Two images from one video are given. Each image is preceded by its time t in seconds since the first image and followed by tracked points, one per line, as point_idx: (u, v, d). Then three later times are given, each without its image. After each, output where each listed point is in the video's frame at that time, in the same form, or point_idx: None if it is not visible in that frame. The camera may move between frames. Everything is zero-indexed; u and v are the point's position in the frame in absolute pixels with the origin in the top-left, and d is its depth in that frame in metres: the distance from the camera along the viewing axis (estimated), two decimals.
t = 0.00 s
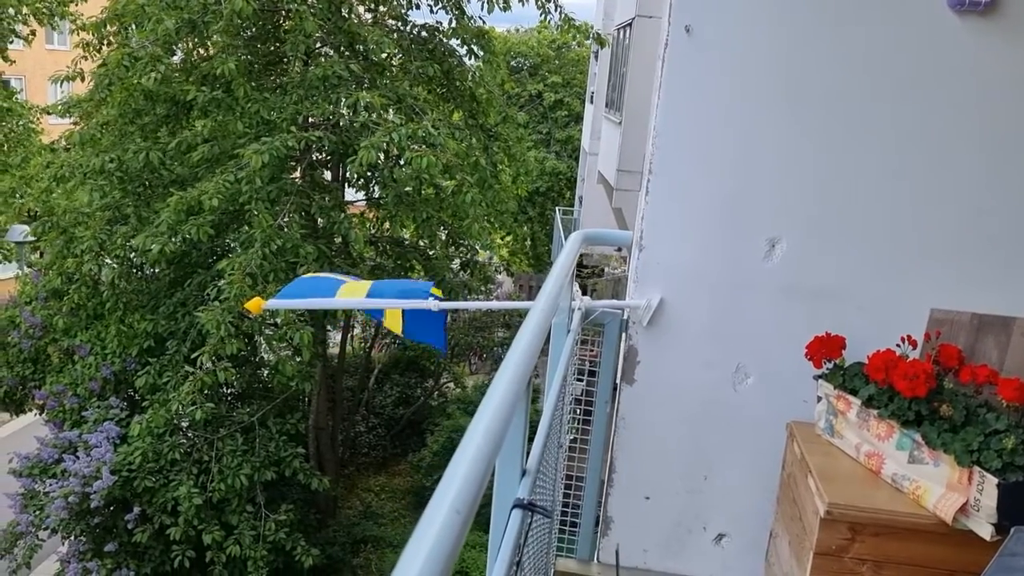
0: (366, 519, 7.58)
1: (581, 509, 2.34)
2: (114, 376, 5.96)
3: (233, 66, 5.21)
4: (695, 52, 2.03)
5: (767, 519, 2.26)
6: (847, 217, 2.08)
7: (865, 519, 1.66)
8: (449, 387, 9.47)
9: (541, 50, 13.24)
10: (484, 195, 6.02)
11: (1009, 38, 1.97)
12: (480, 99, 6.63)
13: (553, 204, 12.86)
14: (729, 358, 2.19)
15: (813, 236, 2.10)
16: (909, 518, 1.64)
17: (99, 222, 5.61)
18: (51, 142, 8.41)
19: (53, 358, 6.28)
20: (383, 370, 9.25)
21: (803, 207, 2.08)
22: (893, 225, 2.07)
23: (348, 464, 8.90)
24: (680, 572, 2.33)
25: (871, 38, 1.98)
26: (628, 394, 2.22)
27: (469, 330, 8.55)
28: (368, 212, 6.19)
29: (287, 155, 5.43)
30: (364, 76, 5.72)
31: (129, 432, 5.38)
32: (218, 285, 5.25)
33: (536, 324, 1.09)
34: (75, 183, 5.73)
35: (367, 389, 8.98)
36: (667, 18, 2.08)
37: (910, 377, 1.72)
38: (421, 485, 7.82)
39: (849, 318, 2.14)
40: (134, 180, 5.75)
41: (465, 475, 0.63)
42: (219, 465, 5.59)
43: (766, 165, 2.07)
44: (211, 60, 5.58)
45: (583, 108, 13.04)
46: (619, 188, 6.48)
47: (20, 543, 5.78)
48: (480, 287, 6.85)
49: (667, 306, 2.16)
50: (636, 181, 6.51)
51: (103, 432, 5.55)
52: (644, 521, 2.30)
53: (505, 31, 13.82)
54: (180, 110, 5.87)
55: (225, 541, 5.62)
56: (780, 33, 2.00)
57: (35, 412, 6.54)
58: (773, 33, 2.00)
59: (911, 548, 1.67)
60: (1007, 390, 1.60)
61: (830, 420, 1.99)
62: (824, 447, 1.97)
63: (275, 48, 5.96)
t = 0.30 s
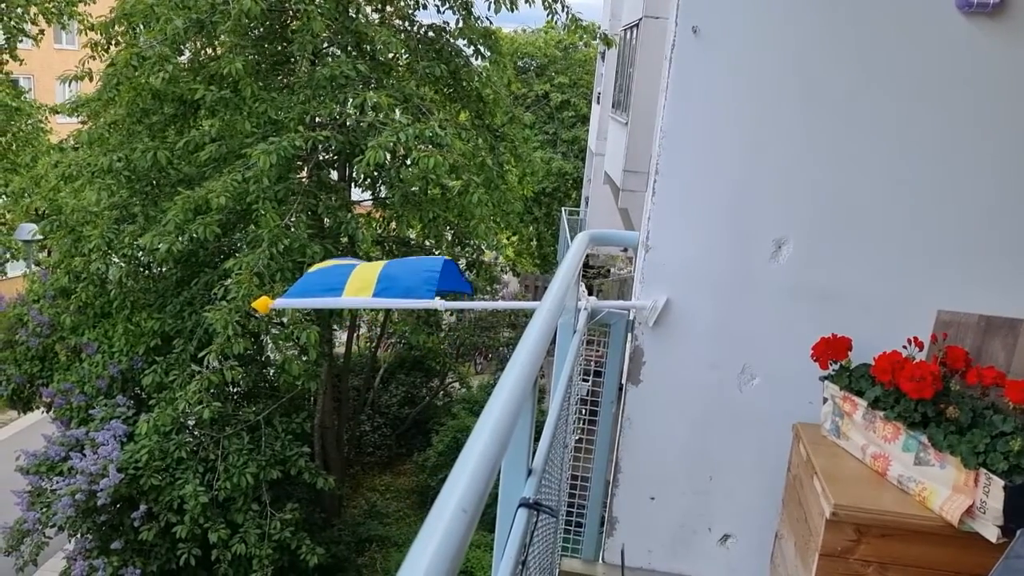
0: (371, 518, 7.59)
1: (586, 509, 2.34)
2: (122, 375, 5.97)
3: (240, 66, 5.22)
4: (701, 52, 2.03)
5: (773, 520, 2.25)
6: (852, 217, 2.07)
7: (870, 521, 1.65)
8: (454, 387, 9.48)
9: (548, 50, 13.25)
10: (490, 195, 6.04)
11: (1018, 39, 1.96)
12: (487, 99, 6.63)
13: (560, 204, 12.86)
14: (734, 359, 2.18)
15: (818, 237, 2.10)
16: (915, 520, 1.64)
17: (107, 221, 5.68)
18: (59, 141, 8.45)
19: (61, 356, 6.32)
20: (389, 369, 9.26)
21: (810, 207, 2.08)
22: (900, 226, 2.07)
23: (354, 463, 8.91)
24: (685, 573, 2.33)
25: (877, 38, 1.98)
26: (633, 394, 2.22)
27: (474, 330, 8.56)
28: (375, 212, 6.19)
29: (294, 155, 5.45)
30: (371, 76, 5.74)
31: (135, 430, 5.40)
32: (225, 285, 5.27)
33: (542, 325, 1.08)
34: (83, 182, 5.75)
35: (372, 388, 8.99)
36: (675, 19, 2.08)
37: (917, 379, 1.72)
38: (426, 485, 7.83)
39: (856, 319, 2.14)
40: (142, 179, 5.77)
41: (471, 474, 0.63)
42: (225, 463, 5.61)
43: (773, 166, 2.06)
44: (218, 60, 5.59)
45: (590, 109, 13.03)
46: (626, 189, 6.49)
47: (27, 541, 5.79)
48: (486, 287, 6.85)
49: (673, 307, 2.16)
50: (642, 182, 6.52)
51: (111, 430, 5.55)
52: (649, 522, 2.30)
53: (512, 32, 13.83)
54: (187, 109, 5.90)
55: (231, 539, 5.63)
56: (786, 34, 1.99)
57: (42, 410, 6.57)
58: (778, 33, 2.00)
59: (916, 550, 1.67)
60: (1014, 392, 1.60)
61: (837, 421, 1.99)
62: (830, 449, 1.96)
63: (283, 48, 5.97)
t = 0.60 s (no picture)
0: (377, 519, 7.60)
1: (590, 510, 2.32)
2: (129, 375, 6.01)
3: (246, 68, 5.24)
4: (705, 52, 2.02)
5: (778, 522, 2.24)
6: (857, 217, 2.06)
7: (876, 523, 1.64)
8: (461, 388, 9.47)
9: (554, 51, 13.24)
10: (496, 196, 6.04)
11: None
12: (493, 100, 6.63)
13: (566, 205, 12.85)
14: (739, 360, 2.18)
15: (822, 237, 2.09)
16: (920, 522, 1.63)
17: (115, 222, 5.69)
18: (67, 142, 8.49)
19: (69, 356, 6.37)
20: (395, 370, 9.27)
21: (814, 208, 2.07)
22: (905, 226, 2.06)
23: (360, 464, 8.93)
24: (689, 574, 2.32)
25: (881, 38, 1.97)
26: (638, 395, 2.22)
27: (480, 331, 8.56)
28: (381, 213, 6.19)
29: (301, 156, 5.46)
30: (377, 78, 5.75)
31: (142, 430, 5.42)
32: (232, 286, 5.29)
33: (545, 326, 1.08)
34: (91, 183, 5.78)
35: (379, 389, 9.00)
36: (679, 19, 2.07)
37: (922, 380, 1.70)
38: (432, 486, 7.84)
39: (860, 321, 2.13)
40: (149, 180, 5.80)
41: (472, 474, 0.63)
42: (232, 464, 5.64)
43: (777, 166, 2.06)
44: (226, 61, 5.61)
45: (596, 110, 13.01)
46: (632, 190, 6.48)
47: (35, 540, 5.82)
48: (493, 288, 6.85)
49: (678, 307, 2.16)
50: (648, 183, 6.48)
51: (119, 430, 5.59)
52: (654, 523, 2.30)
53: (518, 33, 13.83)
54: (195, 110, 5.92)
55: (237, 539, 5.65)
56: (791, 34, 1.99)
57: (50, 410, 6.59)
58: (782, 33, 1.99)
59: (921, 552, 1.66)
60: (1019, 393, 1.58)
61: (842, 423, 1.97)
62: (835, 450, 1.95)
63: (290, 49, 5.97)
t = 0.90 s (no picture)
0: (385, 519, 7.61)
1: (598, 510, 2.34)
2: (139, 375, 6.04)
3: (256, 69, 5.27)
4: (714, 52, 2.02)
5: (785, 523, 2.23)
6: (864, 218, 2.05)
7: (884, 524, 1.63)
8: (469, 388, 9.47)
9: (562, 52, 13.23)
10: (505, 197, 6.05)
11: None
12: (501, 101, 6.62)
13: (574, 206, 12.83)
14: (746, 361, 2.17)
15: (830, 238, 2.08)
16: (928, 524, 1.62)
17: (125, 223, 5.72)
18: (77, 144, 8.55)
19: (79, 356, 6.41)
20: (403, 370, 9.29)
21: (822, 209, 2.06)
22: (913, 227, 2.05)
23: (368, 464, 8.96)
24: None
25: (890, 37, 1.96)
26: (645, 396, 2.21)
27: (488, 331, 8.57)
28: (389, 214, 6.18)
29: (309, 157, 5.48)
30: (386, 78, 5.76)
31: (152, 430, 5.46)
32: (240, 286, 5.30)
33: (553, 326, 1.08)
34: (101, 184, 5.81)
35: (387, 389, 9.01)
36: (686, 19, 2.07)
37: (930, 381, 1.70)
38: (440, 486, 7.84)
39: (868, 322, 2.12)
40: (158, 180, 5.82)
41: (479, 474, 0.63)
42: (241, 463, 5.66)
43: (784, 166, 2.05)
44: (235, 63, 5.63)
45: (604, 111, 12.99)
46: (640, 190, 6.47)
47: (45, 539, 5.85)
48: (500, 289, 6.84)
49: (685, 308, 2.15)
50: (656, 183, 6.50)
51: (128, 430, 5.61)
52: (662, 525, 2.29)
53: (526, 34, 13.84)
54: (203, 111, 5.95)
55: (246, 539, 5.66)
56: (800, 35, 1.98)
57: (60, 410, 6.63)
58: (791, 34, 1.98)
59: (930, 554, 1.65)
60: None
61: (850, 424, 1.96)
62: (843, 451, 1.94)
63: (298, 50, 5.98)
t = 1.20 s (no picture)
0: (391, 521, 7.61)
1: (602, 514, 2.29)
2: (145, 377, 6.06)
3: (262, 71, 5.28)
4: (718, 53, 2.01)
5: (791, 525, 2.22)
6: (868, 219, 2.04)
7: (890, 527, 1.63)
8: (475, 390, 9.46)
9: (568, 53, 13.23)
10: (510, 198, 6.04)
11: None
12: (507, 103, 6.61)
13: (580, 207, 12.82)
14: (752, 363, 2.16)
15: (835, 240, 2.07)
16: (934, 526, 1.62)
17: (132, 225, 5.75)
18: (83, 146, 8.58)
19: (87, 358, 6.43)
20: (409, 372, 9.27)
21: (826, 210, 2.05)
22: (918, 228, 2.03)
23: (375, 466, 8.99)
24: None
25: (895, 37, 1.95)
26: (650, 398, 2.21)
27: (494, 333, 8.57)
28: (396, 215, 6.18)
29: (315, 159, 5.49)
30: (391, 80, 5.77)
31: (159, 431, 5.48)
32: (247, 288, 5.32)
33: (557, 328, 1.07)
34: (109, 186, 5.84)
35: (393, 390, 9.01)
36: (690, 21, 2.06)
37: (936, 383, 1.68)
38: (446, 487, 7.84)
39: (873, 324, 2.11)
40: (165, 183, 5.84)
41: (483, 476, 0.63)
42: (247, 465, 5.68)
43: (789, 167, 2.04)
44: (241, 65, 5.64)
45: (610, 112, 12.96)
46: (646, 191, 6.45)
47: (53, 540, 5.87)
48: (507, 290, 6.82)
49: (690, 310, 2.14)
50: (662, 184, 6.40)
51: (135, 431, 5.63)
52: (667, 527, 2.28)
53: (532, 35, 13.85)
54: (210, 113, 5.96)
55: (252, 540, 5.67)
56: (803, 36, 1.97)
57: (68, 411, 6.66)
58: (794, 35, 1.98)
59: (936, 556, 1.64)
60: None
61: (855, 426, 1.95)
62: (848, 454, 1.93)
63: (304, 53, 6.00)
